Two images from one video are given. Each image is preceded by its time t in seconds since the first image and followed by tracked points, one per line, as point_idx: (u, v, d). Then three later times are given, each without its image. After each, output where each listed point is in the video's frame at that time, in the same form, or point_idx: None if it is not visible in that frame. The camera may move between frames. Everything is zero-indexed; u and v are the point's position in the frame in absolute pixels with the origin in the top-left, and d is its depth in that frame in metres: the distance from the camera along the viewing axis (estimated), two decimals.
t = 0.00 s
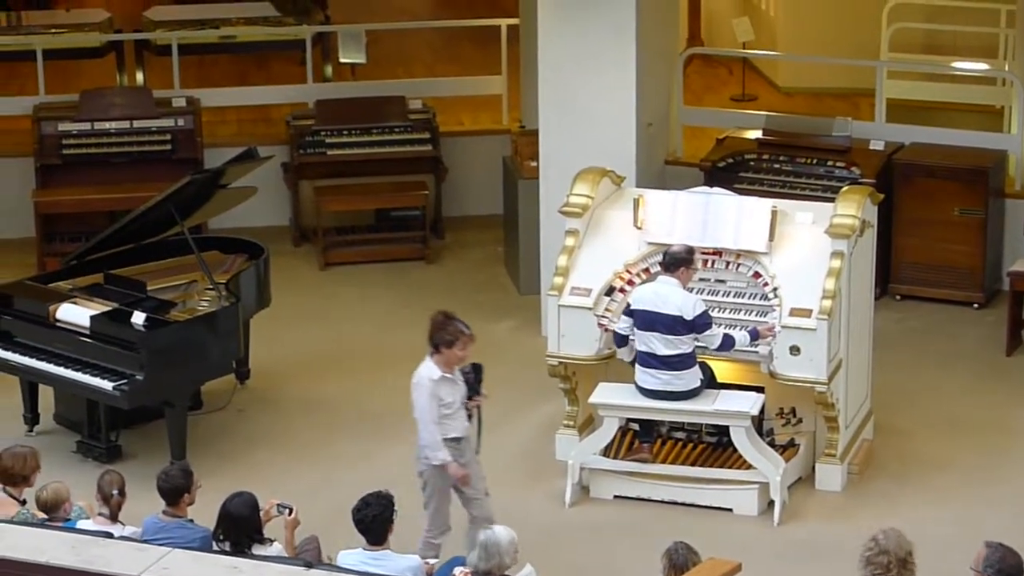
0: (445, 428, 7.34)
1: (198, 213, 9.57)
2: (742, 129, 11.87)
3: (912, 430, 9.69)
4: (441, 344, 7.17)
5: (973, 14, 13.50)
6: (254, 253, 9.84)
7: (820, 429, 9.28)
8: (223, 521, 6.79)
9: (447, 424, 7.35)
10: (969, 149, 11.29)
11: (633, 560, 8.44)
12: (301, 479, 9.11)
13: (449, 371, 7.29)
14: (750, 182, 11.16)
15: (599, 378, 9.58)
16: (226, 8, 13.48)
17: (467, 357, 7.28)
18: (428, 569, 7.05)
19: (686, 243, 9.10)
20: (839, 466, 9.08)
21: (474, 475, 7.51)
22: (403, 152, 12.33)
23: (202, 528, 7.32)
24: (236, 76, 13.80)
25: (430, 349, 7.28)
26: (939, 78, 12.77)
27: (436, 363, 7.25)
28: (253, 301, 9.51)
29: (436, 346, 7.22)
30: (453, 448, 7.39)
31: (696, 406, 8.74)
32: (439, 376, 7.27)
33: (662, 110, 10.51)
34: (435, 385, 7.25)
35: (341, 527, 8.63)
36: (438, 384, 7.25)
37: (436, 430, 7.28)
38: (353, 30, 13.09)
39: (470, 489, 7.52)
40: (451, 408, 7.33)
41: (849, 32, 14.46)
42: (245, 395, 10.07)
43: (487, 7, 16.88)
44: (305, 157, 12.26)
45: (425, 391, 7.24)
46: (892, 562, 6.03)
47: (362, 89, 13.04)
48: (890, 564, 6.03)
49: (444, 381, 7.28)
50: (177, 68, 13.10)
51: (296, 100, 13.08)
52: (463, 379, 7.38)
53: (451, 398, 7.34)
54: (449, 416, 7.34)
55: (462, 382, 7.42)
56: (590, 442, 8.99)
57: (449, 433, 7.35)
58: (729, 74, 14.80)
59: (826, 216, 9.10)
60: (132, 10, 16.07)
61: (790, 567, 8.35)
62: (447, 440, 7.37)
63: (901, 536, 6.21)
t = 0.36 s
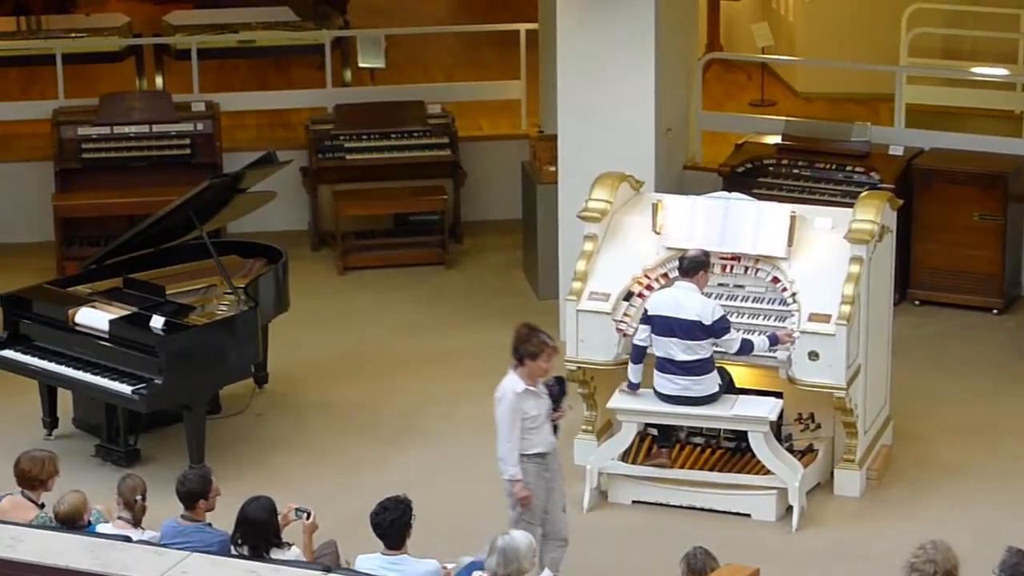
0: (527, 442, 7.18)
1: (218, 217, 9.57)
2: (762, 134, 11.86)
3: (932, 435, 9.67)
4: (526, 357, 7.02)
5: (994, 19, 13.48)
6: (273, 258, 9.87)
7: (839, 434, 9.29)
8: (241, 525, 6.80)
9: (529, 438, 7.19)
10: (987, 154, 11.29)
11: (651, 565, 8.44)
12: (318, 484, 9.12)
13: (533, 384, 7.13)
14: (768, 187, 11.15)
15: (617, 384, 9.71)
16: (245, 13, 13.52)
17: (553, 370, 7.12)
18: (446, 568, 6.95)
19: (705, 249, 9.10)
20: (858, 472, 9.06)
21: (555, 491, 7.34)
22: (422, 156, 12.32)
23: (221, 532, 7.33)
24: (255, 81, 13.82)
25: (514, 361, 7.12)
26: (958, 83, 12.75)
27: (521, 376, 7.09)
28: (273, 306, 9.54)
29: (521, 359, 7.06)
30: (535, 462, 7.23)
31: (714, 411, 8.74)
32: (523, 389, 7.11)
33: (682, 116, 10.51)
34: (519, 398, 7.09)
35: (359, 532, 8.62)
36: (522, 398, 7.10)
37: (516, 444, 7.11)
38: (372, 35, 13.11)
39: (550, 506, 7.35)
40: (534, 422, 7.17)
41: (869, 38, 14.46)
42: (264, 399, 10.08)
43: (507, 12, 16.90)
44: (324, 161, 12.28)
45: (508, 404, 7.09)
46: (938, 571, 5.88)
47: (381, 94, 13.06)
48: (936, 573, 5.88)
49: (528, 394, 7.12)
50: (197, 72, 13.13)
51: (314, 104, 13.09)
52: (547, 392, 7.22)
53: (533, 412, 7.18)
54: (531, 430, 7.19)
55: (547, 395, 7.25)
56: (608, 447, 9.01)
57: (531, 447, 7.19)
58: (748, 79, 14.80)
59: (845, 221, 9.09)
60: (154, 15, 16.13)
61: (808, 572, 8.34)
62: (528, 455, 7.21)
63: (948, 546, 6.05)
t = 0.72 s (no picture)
0: (604, 458, 7.06)
1: (241, 222, 9.58)
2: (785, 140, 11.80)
3: (957, 441, 9.66)
4: (610, 374, 6.91)
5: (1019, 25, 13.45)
6: (296, 263, 9.88)
7: (862, 441, 9.23)
8: (263, 530, 6.80)
9: (607, 454, 7.07)
10: (1011, 160, 11.26)
11: (675, 570, 8.43)
12: (341, 488, 9.12)
13: (615, 402, 7.01)
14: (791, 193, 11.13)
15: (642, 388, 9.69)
16: (268, 21, 13.69)
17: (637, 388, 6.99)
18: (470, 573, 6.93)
19: (728, 253, 9.09)
20: (881, 478, 9.05)
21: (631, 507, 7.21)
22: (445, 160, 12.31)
23: (243, 537, 7.34)
24: (279, 85, 13.83)
25: (598, 377, 7.01)
26: (983, 88, 12.73)
27: (603, 393, 6.98)
28: (296, 311, 9.54)
29: (604, 375, 6.95)
30: (612, 477, 7.11)
31: (737, 417, 8.72)
32: (605, 406, 6.99)
33: (705, 121, 10.51)
34: (599, 415, 6.97)
35: (382, 537, 8.62)
36: (602, 415, 6.98)
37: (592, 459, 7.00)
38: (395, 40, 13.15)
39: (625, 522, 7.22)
40: (614, 438, 7.04)
41: (895, 44, 14.44)
42: (287, 403, 10.08)
43: (530, 18, 16.92)
44: (346, 166, 12.27)
45: (587, 420, 6.98)
46: None
47: (401, 99, 13.20)
48: None
49: (610, 412, 7.00)
50: (220, 77, 13.18)
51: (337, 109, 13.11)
52: (631, 409, 7.09)
53: (614, 428, 7.06)
54: (610, 446, 7.06)
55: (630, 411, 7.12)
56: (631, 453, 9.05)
57: (607, 463, 7.07)
58: (772, 84, 14.78)
59: (868, 227, 9.07)
60: (177, 21, 16.19)
61: None
62: (605, 470, 7.09)
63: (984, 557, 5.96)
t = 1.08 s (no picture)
0: (701, 469, 7.02)
1: (263, 229, 9.60)
2: (807, 146, 11.79)
3: (981, 448, 9.64)
4: (706, 385, 6.88)
5: None
6: (318, 270, 9.89)
7: (884, 446, 9.24)
8: (286, 537, 6.78)
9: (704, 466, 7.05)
10: None
11: None
12: (364, 496, 9.12)
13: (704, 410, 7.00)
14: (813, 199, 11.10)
15: (663, 396, 9.62)
16: (290, 27, 13.69)
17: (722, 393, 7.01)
18: None
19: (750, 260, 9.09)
20: (904, 484, 9.04)
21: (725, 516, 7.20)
22: (465, 166, 12.34)
23: (264, 545, 7.33)
24: (301, 92, 13.84)
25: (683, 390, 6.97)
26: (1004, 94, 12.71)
27: (693, 405, 6.95)
28: (318, 317, 9.55)
29: (695, 387, 6.92)
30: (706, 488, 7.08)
31: (761, 422, 8.73)
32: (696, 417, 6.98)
33: (726, 128, 10.52)
34: (696, 427, 6.94)
35: (404, 544, 8.61)
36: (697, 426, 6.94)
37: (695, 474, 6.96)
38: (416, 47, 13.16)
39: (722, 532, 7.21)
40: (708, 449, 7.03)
41: (916, 51, 14.44)
42: (308, 411, 10.08)
43: (551, 26, 16.93)
44: (368, 173, 12.31)
45: (686, 436, 6.93)
46: None
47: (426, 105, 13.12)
48: None
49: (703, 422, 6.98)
50: (242, 84, 13.20)
51: (358, 116, 13.12)
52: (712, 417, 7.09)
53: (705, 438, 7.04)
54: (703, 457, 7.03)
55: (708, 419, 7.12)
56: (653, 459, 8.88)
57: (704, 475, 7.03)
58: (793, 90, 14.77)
59: (891, 233, 9.07)
60: (198, 28, 16.22)
61: None
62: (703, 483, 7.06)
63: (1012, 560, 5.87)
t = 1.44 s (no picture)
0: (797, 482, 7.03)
1: (285, 234, 9.62)
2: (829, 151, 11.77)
3: (1005, 453, 9.63)
4: (796, 396, 6.87)
5: None
6: (340, 274, 9.90)
7: (908, 451, 9.21)
8: (309, 541, 6.66)
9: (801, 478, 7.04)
10: None
11: None
12: (387, 500, 9.12)
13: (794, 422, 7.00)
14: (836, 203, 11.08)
15: (685, 401, 9.61)
16: (312, 32, 13.71)
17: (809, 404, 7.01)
18: None
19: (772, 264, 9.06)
20: (927, 489, 9.03)
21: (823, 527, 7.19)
22: (487, 171, 12.29)
23: (286, 549, 7.32)
24: (323, 97, 13.86)
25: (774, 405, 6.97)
26: None
27: (785, 418, 6.95)
28: (340, 322, 9.55)
29: (784, 400, 6.91)
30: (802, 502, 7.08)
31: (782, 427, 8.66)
32: (789, 430, 6.97)
33: (749, 132, 10.52)
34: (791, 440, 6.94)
35: (427, 548, 8.62)
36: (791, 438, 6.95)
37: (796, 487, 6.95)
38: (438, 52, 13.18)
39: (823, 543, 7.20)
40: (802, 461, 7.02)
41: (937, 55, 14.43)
42: (331, 416, 10.09)
43: (572, 31, 16.95)
44: (389, 177, 12.29)
45: (782, 450, 6.92)
46: None
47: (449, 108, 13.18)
48: None
49: (796, 434, 6.98)
50: (264, 89, 13.23)
51: (380, 121, 13.14)
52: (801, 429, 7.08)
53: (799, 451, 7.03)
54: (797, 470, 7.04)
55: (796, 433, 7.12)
56: (675, 463, 8.94)
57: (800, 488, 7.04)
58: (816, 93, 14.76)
59: (912, 237, 9.05)
60: (221, 34, 16.25)
61: None
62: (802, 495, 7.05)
63: None
